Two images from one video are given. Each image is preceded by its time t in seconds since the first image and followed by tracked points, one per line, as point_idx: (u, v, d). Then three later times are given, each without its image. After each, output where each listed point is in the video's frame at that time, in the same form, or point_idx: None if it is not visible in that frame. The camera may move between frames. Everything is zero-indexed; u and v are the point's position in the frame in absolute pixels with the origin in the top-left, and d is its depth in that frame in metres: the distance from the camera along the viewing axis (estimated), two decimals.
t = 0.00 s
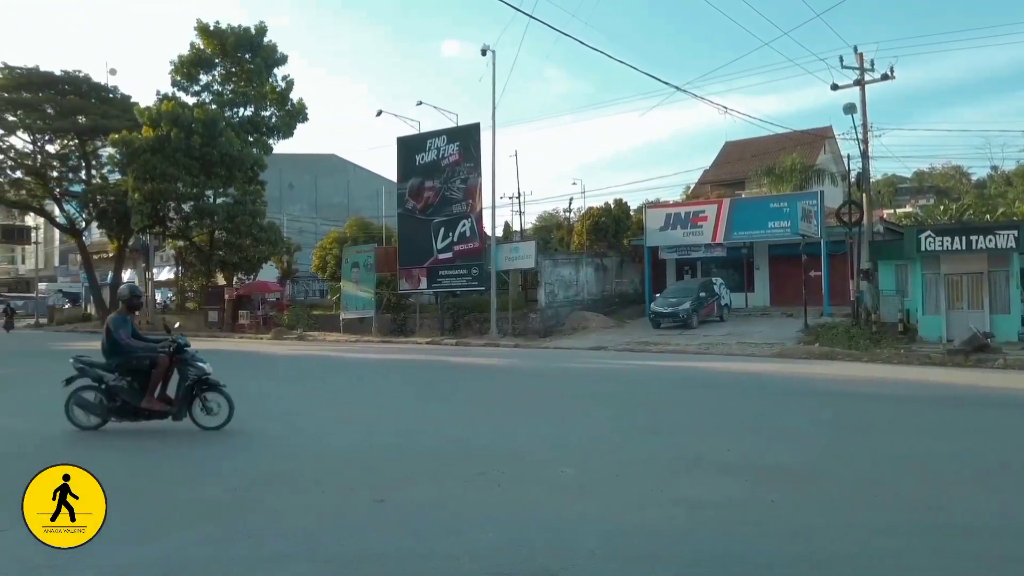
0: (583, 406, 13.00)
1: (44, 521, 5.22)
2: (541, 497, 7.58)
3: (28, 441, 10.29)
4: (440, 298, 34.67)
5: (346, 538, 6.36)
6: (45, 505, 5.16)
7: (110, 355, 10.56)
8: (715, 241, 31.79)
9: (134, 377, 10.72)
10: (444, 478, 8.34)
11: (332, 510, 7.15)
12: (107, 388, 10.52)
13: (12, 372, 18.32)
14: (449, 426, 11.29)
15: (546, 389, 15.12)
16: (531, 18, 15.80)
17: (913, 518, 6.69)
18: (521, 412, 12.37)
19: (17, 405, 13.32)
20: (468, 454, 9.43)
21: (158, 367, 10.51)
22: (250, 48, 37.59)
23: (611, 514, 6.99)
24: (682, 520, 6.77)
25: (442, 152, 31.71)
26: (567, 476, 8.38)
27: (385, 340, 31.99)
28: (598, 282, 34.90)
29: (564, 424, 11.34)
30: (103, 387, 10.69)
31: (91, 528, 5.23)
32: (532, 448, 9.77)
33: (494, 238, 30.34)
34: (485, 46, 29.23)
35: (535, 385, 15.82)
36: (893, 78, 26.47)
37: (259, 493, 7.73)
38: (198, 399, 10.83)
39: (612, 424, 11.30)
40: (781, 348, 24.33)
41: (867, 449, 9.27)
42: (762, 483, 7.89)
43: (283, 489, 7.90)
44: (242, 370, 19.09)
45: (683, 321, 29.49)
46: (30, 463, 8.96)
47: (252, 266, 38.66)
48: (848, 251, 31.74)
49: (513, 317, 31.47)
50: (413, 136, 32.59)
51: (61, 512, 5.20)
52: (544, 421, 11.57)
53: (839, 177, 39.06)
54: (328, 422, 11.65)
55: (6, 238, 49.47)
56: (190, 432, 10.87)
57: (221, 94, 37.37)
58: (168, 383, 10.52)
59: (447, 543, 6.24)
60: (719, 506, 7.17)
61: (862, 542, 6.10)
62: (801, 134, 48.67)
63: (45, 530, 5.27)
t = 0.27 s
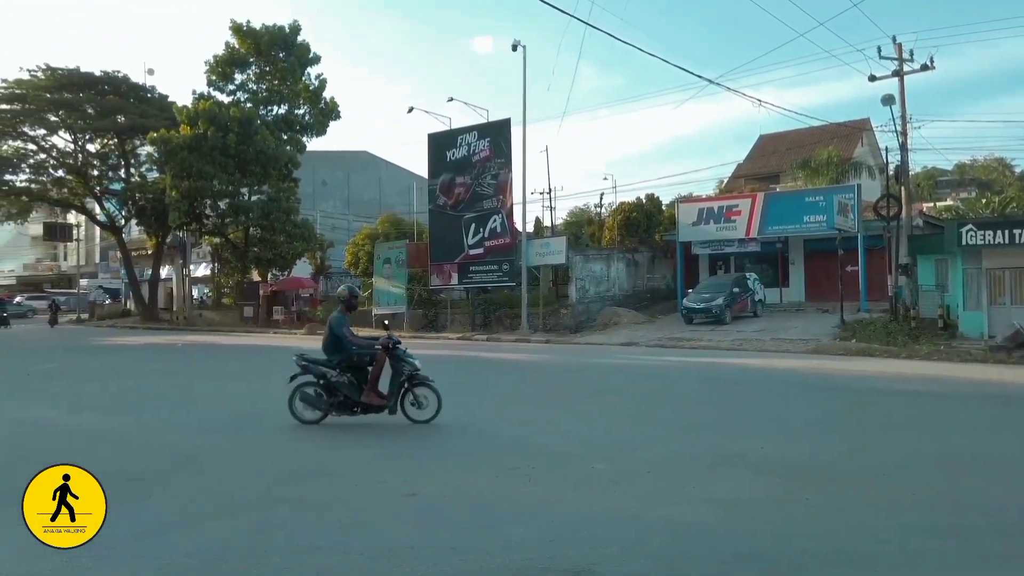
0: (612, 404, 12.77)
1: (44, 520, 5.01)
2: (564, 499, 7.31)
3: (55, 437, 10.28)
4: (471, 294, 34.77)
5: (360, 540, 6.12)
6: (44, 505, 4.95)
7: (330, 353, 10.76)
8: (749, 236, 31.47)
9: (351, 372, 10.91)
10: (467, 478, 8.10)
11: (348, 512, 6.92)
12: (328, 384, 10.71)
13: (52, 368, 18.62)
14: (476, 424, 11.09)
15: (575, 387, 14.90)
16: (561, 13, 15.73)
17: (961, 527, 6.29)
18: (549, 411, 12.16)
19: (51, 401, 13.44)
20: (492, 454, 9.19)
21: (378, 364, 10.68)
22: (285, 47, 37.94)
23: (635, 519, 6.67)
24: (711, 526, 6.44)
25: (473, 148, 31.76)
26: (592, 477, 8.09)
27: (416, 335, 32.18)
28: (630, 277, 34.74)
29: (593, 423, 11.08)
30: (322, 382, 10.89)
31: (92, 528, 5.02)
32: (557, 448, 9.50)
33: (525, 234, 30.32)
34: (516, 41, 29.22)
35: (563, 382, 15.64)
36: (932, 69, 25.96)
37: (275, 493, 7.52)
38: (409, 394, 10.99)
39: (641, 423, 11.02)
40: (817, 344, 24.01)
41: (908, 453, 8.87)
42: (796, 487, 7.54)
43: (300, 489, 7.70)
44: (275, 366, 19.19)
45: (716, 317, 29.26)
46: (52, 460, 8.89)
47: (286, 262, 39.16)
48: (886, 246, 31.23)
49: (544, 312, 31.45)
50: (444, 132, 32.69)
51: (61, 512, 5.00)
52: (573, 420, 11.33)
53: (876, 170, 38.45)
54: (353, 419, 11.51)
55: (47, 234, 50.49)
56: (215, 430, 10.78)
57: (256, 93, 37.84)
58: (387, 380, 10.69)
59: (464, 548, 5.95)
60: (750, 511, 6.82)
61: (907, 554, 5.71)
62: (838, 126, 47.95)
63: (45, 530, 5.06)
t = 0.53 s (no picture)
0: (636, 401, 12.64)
1: (44, 521, 5.00)
2: (577, 497, 7.22)
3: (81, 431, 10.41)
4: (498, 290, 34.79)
5: (366, 539, 6.07)
6: (44, 505, 4.94)
7: (530, 351, 10.67)
8: (780, 230, 31.12)
9: (549, 370, 10.83)
10: (482, 475, 8.02)
11: (358, 508, 6.88)
12: (530, 381, 10.62)
13: (86, 362, 18.93)
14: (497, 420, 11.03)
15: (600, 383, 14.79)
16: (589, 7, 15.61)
17: (988, 531, 6.10)
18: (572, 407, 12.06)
19: (82, 395, 13.64)
20: (511, 451, 9.11)
21: (578, 363, 10.59)
22: (314, 45, 38.21)
23: (648, 518, 6.56)
24: (725, 528, 6.29)
25: (500, 144, 31.72)
26: (608, 475, 7.98)
27: (444, 331, 32.29)
28: (658, 273, 34.54)
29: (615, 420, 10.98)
30: (520, 379, 10.79)
31: (92, 528, 4.99)
32: (577, 445, 9.40)
33: (552, 229, 30.25)
34: (543, 36, 29.11)
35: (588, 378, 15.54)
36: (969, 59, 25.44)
37: (287, 489, 7.50)
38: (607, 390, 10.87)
39: (664, 420, 10.89)
40: (849, 341, 23.69)
41: (937, 453, 8.65)
42: (816, 488, 7.36)
43: (313, 484, 7.68)
44: (303, 361, 19.32)
45: (746, 313, 29.00)
46: (75, 454, 8.99)
47: (315, 259, 39.45)
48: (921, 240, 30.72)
49: (571, 308, 31.38)
50: (471, 128, 32.69)
51: (61, 512, 4.98)
52: (594, 416, 11.23)
53: (910, 163, 37.82)
54: (376, 415, 11.52)
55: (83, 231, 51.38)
56: (237, 425, 10.84)
57: (286, 91, 38.15)
58: (587, 378, 10.61)
59: (471, 547, 5.87)
60: (766, 512, 6.67)
61: (927, 560, 5.52)
62: (871, 119, 47.27)
63: (45, 530, 5.05)
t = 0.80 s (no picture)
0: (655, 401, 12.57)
1: (45, 520, 5.06)
2: (585, 497, 7.19)
3: (103, 428, 10.56)
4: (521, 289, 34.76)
5: (370, 536, 6.09)
6: (44, 505, 5.00)
7: (726, 354, 10.40)
8: (806, 228, 30.83)
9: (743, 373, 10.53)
10: (492, 475, 8.02)
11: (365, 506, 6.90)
12: (727, 383, 10.32)
13: (114, 361, 19.20)
14: (512, 420, 11.02)
15: (619, 382, 14.73)
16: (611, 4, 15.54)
17: (1003, 534, 5.98)
18: (590, 406, 12.03)
19: (107, 392, 13.83)
20: (525, 449, 9.11)
21: (777, 366, 10.33)
22: (339, 46, 38.43)
23: (654, 519, 6.51)
24: (731, 530, 6.24)
25: (522, 143, 31.65)
26: (619, 475, 7.94)
27: (467, 330, 32.31)
28: (682, 272, 34.33)
29: (631, 420, 10.92)
30: (713, 381, 10.50)
31: (92, 528, 5.04)
32: (590, 445, 9.37)
33: (575, 228, 30.16)
34: (567, 35, 29.01)
35: (608, 377, 15.48)
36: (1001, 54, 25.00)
37: (296, 487, 7.54)
38: (801, 391, 10.57)
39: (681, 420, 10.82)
40: (876, 341, 23.42)
41: (958, 455, 8.50)
42: (827, 489, 7.28)
43: (322, 482, 7.72)
44: (326, 360, 19.46)
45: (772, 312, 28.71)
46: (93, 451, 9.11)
47: (339, 258, 39.66)
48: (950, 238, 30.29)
49: (595, 307, 31.27)
50: (494, 127, 32.64)
51: (62, 512, 5.04)
52: (611, 416, 11.19)
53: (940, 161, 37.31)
54: (392, 414, 11.56)
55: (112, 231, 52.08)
56: (255, 423, 10.94)
57: (310, 92, 38.39)
58: (785, 381, 10.35)
59: (472, 545, 5.87)
60: (775, 514, 6.61)
61: (935, 565, 5.43)
62: (899, 116, 46.66)
63: (45, 530, 5.11)
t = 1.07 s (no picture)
0: (673, 400, 12.48)
1: (44, 520, 5.10)
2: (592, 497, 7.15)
3: (122, 425, 10.69)
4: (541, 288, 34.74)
5: (375, 535, 6.10)
6: (44, 505, 5.04)
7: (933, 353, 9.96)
8: (830, 227, 30.54)
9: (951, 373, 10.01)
10: (502, 474, 8.00)
11: (371, 505, 6.91)
12: (933, 384, 9.85)
13: (139, 359, 19.44)
14: (528, 420, 11.00)
15: (638, 383, 14.66)
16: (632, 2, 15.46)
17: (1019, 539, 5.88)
18: (606, 406, 11.97)
19: (130, 390, 14.01)
20: (539, 449, 9.09)
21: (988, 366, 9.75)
22: (361, 47, 38.58)
23: (661, 520, 6.46)
24: (739, 531, 6.18)
25: (542, 142, 31.58)
26: (630, 476, 7.89)
27: (487, 330, 32.32)
28: (703, 271, 34.13)
29: (647, 420, 10.86)
30: (917, 382, 10.01)
31: (91, 528, 5.08)
32: (604, 445, 9.31)
33: (596, 227, 30.07)
34: (587, 33, 28.90)
35: (627, 377, 15.42)
36: None
37: (305, 486, 7.57)
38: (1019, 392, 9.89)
39: (697, 421, 10.74)
40: (902, 341, 23.14)
41: (978, 457, 8.36)
42: (839, 492, 7.18)
43: (331, 481, 7.74)
44: (346, 359, 19.55)
45: (795, 312, 28.47)
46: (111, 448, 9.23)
47: (360, 258, 39.83)
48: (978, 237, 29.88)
49: (616, 307, 31.17)
50: (514, 127, 32.60)
51: (61, 512, 5.08)
52: (627, 416, 11.13)
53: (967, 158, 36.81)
54: (408, 413, 11.57)
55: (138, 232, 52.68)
56: (272, 421, 11.02)
57: (332, 93, 38.56)
58: (996, 381, 9.76)
59: (474, 545, 5.85)
60: (785, 516, 6.54)
61: (946, 569, 5.34)
62: (926, 113, 46.07)
63: (45, 529, 5.16)
